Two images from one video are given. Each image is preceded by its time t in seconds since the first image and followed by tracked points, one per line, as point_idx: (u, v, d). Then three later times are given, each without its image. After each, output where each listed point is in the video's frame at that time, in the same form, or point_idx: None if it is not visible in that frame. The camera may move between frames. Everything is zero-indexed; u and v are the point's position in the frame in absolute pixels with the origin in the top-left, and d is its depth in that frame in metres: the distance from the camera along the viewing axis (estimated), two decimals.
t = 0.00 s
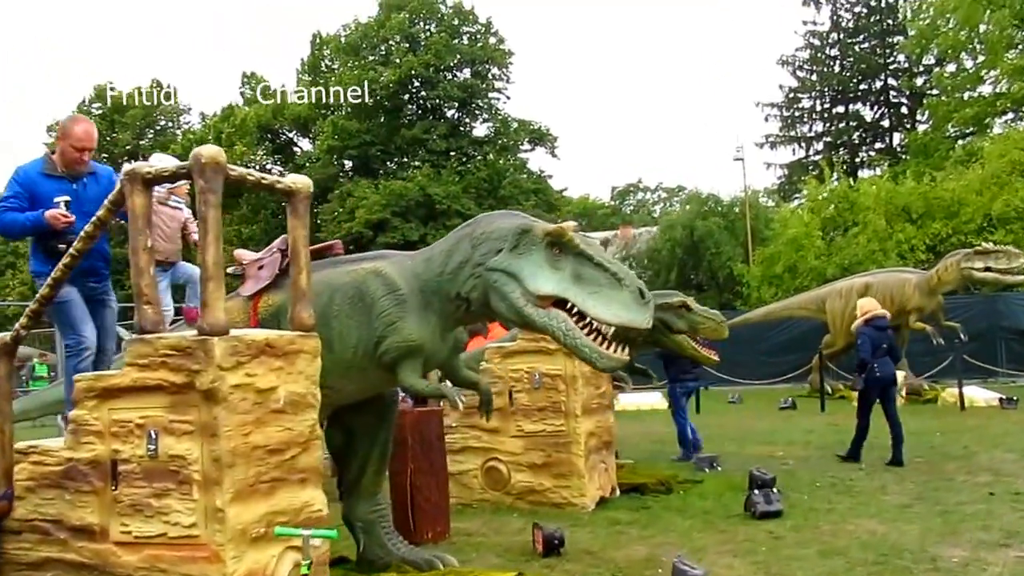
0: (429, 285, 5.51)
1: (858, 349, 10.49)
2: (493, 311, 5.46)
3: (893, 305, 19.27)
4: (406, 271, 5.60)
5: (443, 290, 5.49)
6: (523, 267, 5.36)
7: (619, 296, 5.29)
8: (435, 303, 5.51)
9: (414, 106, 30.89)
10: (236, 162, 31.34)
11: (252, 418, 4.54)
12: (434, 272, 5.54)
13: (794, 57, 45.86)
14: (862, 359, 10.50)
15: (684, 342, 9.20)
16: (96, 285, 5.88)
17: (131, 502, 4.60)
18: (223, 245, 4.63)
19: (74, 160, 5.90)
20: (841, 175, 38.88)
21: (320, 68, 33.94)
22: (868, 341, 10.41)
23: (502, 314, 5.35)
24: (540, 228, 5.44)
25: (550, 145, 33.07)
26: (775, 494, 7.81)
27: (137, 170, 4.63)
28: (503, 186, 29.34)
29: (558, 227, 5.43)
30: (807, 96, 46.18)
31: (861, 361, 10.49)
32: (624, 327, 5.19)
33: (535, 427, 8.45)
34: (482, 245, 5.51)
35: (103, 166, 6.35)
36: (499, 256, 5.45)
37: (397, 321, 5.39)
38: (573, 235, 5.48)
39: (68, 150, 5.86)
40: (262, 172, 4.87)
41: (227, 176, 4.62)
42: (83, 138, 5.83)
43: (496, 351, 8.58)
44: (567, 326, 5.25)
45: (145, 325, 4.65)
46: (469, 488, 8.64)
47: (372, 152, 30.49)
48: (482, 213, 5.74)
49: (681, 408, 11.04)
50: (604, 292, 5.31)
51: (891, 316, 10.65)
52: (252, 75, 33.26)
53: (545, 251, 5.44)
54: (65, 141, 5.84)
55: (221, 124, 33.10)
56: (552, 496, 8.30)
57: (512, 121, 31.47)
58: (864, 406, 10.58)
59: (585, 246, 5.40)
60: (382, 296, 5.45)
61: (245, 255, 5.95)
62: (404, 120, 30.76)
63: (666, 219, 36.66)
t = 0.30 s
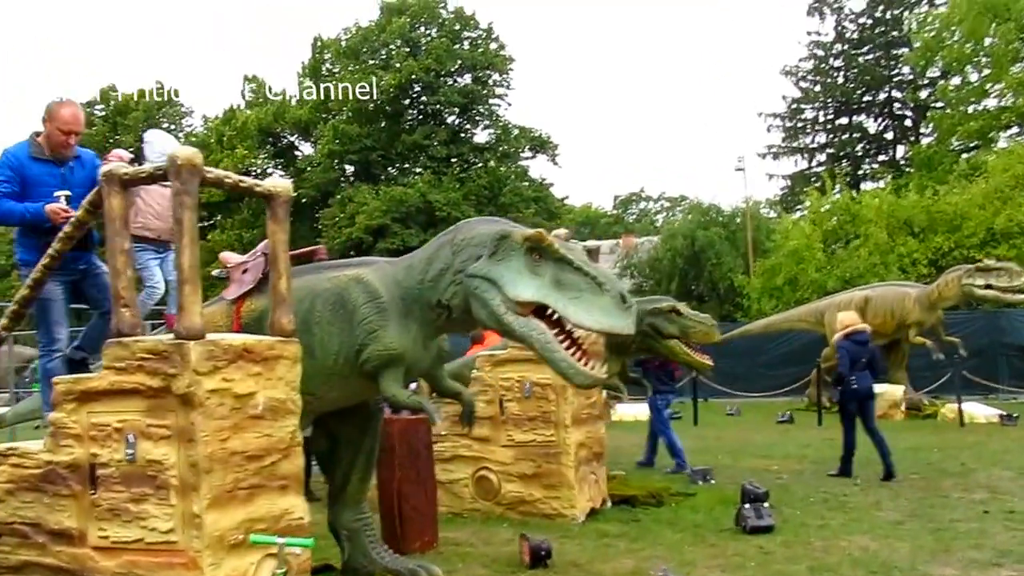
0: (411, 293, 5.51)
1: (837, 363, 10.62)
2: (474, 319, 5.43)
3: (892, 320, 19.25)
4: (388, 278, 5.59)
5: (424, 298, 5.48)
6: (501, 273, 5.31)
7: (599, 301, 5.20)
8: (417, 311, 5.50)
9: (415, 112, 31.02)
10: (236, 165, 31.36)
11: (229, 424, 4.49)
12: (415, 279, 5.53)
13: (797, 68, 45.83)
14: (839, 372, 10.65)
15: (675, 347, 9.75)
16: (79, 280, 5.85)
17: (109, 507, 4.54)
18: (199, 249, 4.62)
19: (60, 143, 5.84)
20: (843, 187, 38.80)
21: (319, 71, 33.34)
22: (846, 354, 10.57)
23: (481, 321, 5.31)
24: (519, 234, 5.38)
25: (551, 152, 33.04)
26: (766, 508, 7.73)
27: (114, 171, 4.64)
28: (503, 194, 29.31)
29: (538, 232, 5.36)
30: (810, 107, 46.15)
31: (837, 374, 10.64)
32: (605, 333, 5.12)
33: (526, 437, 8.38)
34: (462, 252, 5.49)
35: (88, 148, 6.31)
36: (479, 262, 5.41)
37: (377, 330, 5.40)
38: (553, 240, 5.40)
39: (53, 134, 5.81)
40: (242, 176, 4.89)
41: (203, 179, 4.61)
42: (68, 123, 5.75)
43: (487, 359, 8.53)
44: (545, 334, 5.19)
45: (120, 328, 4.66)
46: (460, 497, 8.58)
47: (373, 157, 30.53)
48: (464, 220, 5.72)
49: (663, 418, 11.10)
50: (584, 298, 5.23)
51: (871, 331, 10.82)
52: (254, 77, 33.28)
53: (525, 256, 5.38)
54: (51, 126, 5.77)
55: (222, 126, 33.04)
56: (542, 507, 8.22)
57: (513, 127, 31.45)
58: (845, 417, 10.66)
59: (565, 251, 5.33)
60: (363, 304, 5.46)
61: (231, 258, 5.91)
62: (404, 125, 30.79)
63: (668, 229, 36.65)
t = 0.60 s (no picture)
0: (396, 299, 5.50)
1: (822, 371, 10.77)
2: (460, 324, 5.43)
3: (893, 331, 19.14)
4: (373, 285, 5.60)
5: (410, 304, 5.47)
6: (485, 277, 5.31)
7: (584, 303, 5.22)
8: (402, 318, 5.50)
9: (416, 115, 30.96)
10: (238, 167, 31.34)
11: (213, 428, 4.48)
12: (399, 286, 5.52)
13: (802, 77, 45.78)
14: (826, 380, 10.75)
15: (668, 349, 10.48)
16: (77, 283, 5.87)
17: (92, 509, 4.52)
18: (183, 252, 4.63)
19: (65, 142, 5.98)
20: (847, 195, 38.67)
21: (322, 74, 33.58)
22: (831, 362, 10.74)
23: (467, 326, 5.31)
24: (502, 238, 5.38)
25: (554, 157, 33.01)
26: (758, 519, 7.69)
27: (99, 175, 4.67)
28: (506, 199, 29.26)
29: (521, 235, 5.35)
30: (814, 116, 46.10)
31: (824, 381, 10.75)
32: (593, 335, 5.15)
33: (519, 444, 8.35)
34: (445, 257, 5.47)
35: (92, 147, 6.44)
36: (462, 267, 5.40)
37: (362, 337, 5.40)
38: (536, 243, 5.39)
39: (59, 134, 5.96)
40: (228, 181, 4.92)
41: (188, 182, 4.62)
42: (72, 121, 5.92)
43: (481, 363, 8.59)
44: (529, 341, 5.20)
45: (104, 331, 4.69)
46: (453, 504, 8.54)
47: (374, 160, 30.56)
48: (447, 225, 5.70)
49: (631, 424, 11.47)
50: (569, 300, 5.23)
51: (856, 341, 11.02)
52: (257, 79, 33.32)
53: (509, 260, 5.37)
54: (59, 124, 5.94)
55: (225, 128, 33.05)
56: (534, 515, 8.17)
57: (515, 133, 31.45)
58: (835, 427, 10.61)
59: (550, 253, 5.34)
60: (348, 312, 5.47)
61: (222, 261, 5.93)
62: (406, 129, 30.83)
63: (670, 236, 36.64)
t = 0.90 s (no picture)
0: (388, 301, 5.51)
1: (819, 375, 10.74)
2: (452, 325, 5.43)
3: (897, 337, 19.11)
4: (366, 288, 5.61)
5: (402, 306, 5.47)
6: (478, 277, 5.30)
7: (578, 300, 5.21)
8: (394, 320, 5.50)
9: (421, 118, 30.97)
10: (243, 168, 31.38)
11: (206, 429, 4.48)
12: (391, 288, 5.52)
13: (809, 81, 45.70)
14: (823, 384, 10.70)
15: (665, 350, 10.66)
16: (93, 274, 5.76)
17: (83, 510, 4.52)
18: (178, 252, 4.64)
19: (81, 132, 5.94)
20: (853, 200, 38.52)
21: (327, 75, 33.65)
22: (829, 365, 10.70)
23: (460, 326, 5.31)
24: (494, 237, 5.38)
25: (559, 160, 33.00)
26: (756, 525, 7.66)
27: (95, 176, 4.68)
28: (510, 201, 29.25)
29: (513, 234, 5.36)
30: (821, 121, 46.00)
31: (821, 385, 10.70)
32: (587, 330, 5.14)
33: (516, 448, 8.34)
34: (437, 258, 5.48)
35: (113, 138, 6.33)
36: (454, 268, 5.40)
37: (354, 339, 5.41)
38: (528, 241, 5.40)
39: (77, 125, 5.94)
40: (224, 183, 4.92)
41: (183, 183, 4.63)
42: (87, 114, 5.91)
43: (479, 367, 8.59)
44: (522, 341, 5.20)
45: (99, 331, 4.69)
46: (450, 507, 8.53)
47: (379, 162, 30.59)
48: (438, 226, 5.71)
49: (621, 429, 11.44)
50: (563, 298, 5.22)
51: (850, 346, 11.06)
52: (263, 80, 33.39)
53: (501, 259, 5.37)
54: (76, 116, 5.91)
55: (229, 128, 33.07)
56: (531, 519, 8.15)
57: (521, 135, 31.46)
58: (832, 431, 10.56)
59: (542, 251, 5.33)
60: (341, 314, 5.48)
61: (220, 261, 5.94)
62: (411, 131, 30.86)
63: (674, 240, 36.58)
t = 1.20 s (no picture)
0: (387, 301, 5.50)
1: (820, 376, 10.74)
2: (452, 322, 5.42)
3: (904, 338, 19.04)
4: (364, 289, 5.61)
5: (401, 305, 5.47)
6: (477, 273, 5.29)
7: (579, 291, 5.19)
8: (393, 320, 5.49)
9: (429, 118, 30.94)
10: (250, 168, 31.43)
11: (204, 429, 4.48)
12: (390, 287, 5.52)
13: (817, 81, 45.56)
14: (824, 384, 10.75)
15: (669, 349, 10.65)
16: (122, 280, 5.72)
17: (79, 510, 4.53)
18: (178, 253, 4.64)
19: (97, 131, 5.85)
20: (861, 201, 38.37)
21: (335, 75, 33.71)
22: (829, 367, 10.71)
23: (461, 323, 5.29)
24: (493, 233, 5.37)
25: (566, 161, 32.97)
26: (758, 527, 7.63)
27: (97, 176, 4.70)
28: (516, 201, 29.23)
29: (512, 229, 5.35)
30: (830, 121, 45.86)
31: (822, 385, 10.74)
32: (591, 322, 5.12)
33: (518, 448, 8.33)
34: (436, 255, 5.48)
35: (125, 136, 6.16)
36: (453, 265, 5.39)
37: (353, 340, 5.40)
38: (528, 235, 5.39)
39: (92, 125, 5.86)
40: (226, 183, 4.91)
41: (184, 183, 4.63)
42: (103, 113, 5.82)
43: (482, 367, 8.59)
44: (522, 338, 5.18)
45: (99, 331, 4.70)
46: (450, 508, 8.53)
47: (385, 162, 30.61)
48: (435, 224, 5.71)
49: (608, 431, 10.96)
50: (565, 290, 5.21)
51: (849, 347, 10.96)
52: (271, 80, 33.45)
53: (501, 254, 5.37)
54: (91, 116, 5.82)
55: (236, 128, 33.13)
56: (532, 520, 8.14)
57: (528, 136, 31.44)
58: (828, 431, 10.76)
59: (542, 245, 5.33)
60: (339, 315, 5.48)
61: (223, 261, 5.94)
62: (418, 131, 30.84)
63: (681, 239, 36.55)
